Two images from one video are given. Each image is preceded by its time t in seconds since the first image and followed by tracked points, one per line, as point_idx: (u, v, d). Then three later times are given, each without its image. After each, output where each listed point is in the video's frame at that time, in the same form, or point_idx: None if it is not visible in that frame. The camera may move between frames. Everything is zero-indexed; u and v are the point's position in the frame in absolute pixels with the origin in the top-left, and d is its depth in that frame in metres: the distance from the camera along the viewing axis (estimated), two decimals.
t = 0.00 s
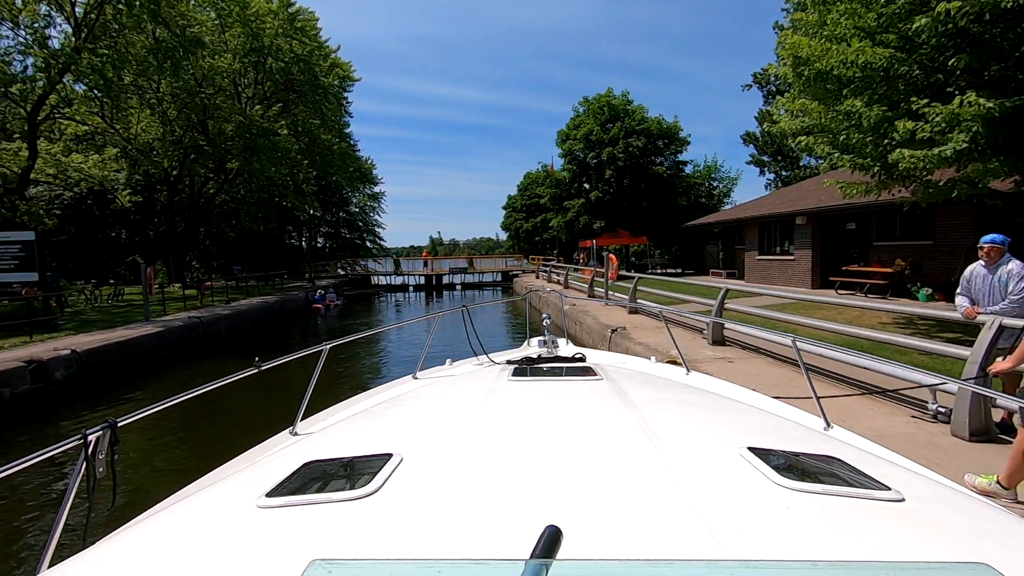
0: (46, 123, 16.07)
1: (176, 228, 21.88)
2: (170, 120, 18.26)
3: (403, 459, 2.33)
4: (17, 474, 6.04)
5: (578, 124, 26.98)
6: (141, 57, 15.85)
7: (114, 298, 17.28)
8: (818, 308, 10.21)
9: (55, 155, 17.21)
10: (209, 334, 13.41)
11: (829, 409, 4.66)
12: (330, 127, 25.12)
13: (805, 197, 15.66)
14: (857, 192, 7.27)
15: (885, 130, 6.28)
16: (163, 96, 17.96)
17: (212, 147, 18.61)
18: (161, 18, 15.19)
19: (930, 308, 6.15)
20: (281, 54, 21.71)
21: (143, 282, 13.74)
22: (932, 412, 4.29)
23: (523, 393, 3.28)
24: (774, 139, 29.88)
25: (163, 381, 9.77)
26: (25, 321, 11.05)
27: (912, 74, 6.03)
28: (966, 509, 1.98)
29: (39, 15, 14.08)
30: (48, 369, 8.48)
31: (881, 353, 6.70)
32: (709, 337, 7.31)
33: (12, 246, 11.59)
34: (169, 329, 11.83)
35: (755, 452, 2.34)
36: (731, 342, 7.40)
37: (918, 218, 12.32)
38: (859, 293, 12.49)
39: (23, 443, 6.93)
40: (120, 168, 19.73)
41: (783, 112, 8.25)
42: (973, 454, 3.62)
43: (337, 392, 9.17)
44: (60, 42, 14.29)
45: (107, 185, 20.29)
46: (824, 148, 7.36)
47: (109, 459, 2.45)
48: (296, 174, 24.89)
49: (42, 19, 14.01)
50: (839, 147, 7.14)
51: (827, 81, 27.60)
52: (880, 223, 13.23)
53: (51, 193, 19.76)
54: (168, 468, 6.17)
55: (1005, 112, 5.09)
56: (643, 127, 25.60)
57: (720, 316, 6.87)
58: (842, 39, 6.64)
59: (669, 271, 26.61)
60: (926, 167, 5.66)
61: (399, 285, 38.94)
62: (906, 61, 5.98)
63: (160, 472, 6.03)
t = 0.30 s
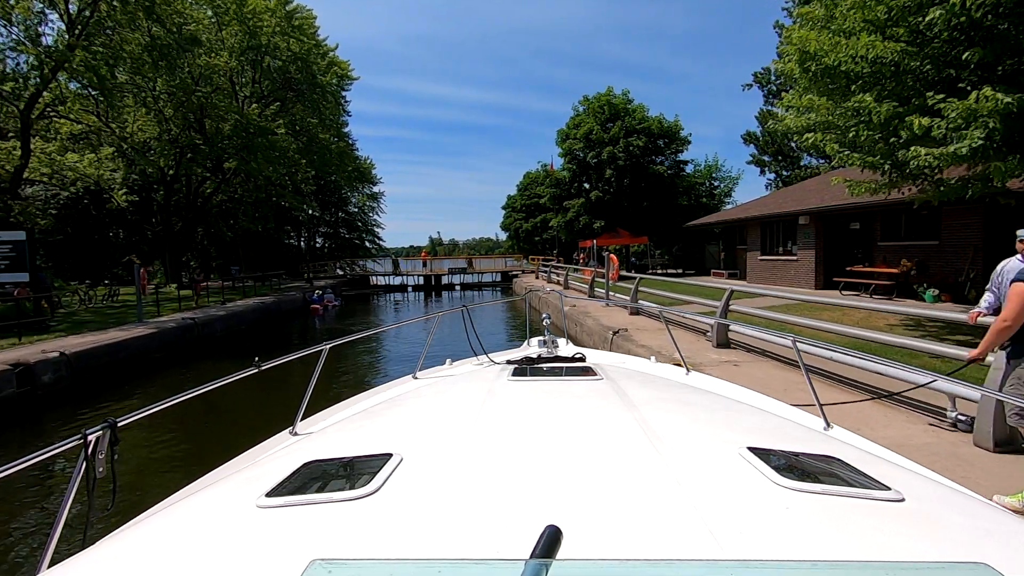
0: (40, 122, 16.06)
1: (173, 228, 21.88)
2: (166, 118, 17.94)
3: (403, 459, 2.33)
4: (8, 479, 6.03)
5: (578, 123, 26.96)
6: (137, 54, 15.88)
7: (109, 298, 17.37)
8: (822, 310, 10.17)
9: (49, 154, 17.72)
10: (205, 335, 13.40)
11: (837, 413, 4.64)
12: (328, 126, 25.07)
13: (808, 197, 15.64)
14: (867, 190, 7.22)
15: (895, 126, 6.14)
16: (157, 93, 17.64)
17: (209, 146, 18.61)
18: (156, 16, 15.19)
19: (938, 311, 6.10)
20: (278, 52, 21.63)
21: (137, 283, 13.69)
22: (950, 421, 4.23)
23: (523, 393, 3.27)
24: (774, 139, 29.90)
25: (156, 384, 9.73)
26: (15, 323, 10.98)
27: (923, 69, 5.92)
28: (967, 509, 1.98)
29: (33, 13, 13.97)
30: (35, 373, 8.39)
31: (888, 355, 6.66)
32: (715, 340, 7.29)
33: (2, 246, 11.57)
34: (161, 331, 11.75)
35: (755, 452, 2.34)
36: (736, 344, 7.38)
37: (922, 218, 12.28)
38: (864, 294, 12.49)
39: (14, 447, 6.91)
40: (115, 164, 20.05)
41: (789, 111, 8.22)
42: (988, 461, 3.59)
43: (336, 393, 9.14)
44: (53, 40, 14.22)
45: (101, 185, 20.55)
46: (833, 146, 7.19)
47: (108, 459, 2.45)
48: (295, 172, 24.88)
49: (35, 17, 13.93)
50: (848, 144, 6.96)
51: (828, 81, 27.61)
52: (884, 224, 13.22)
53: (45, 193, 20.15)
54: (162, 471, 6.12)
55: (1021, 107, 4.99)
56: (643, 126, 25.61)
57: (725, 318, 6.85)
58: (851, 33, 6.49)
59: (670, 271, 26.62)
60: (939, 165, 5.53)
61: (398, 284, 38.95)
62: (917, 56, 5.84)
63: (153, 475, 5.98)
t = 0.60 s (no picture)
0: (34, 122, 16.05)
1: (170, 228, 21.89)
2: (162, 117, 18.25)
3: (403, 459, 2.33)
4: None
5: (578, 122, 26.96)
6: (131, 52, 15.88)
7: (104, 298, 17.33)
8: (827, 311, 10.13)
9: (44, 152, 17.65)
10: (199, 336, 13.37)
11: (843, 416, 4.61)
12: (326, 125, 24.99)
13: (811, 197, 15.62)
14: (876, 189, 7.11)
15: (906, 122, 5.99)
16: (156, 91, 18.03)
17: (205, 145, 18.79)
18: (149, 11, 15.23)
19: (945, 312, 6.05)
20: (275, 49, 21.58)
21: (130, 283, 13.65)
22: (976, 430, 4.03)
23: (523, 393, 3.28)
24: (775, 138, 29.92)
25: (150, 387, 9.70)
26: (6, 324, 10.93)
27: (935, 64, 5.83)
28: (966, 509, 1.98)
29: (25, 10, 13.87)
30: (22, 376, 8.29)
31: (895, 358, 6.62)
32: (720, 343, 7.27)
33: None
34: (154, 332, 11.68)
35: (755, 452, 2.35)
36: (741, 347, 7.36)
37: (929, 217, 12.29)
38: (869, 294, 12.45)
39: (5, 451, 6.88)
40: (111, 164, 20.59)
41: (795, 111, 8.20)
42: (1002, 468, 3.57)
43: (336, 394, 9.12)
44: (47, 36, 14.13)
45: (97, 184, 20.79)
46: (841, 144, 7.05)
47: (109, 459, 2.46)
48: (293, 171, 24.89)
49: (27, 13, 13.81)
50: (855, 142, 6.79)
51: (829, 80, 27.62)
52: (890, 223, 13.27)
53: (40, 192, 20.06)
54: (158, 473, 6.09)
55: None
56: (643, 125, 25.63)
57: (729, 319, 6.84)
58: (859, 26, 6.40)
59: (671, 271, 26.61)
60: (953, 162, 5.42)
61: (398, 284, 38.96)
62: (929, 50, 5.76)
63: (148, 477, 5.95)
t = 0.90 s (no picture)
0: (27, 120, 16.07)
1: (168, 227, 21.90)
2: (158, 116, 18.50)
3: (404, 459, 2.33)
4: None
5: (578, 121, 26.98)
6: (125, 49, 15.79)
7: (98, 299, 17.32)
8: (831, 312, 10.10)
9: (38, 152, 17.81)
10: (194, 337, 13.34)
11: (848, 419, 4.61)
12: (325, 124, 24.82)
13: (813, 196, 15.61)
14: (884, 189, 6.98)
15: (918, 118, 5.83)
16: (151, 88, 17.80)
17: (202, 144, 18.80)
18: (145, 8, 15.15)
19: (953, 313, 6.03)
20: (272, 47, 21.53)
21: (123, 285, 13.64)
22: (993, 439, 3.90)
23: (523, 393, 3.28)
24: (776, 137, 29.95)
25: (143, 390, 9.66)
26: None
27: (946, 59, 5.76)
28: (967, 509, 1.98)
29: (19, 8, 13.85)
30: (10, 380, 8.16)
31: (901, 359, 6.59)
32: (725, 345, 7.26)
33: None
34: (148, 334, 11.64)
35: (755, 453, 2.35)
36: (745, 348, 7.35)
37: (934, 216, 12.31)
38: (873, 293, 12.41)
39: None
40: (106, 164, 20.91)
41: (799, 108, 8.15)
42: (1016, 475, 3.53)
43: (334, 395, 9.11)
44: (40, 34, 14.09)
45: (94, 183, 21.29)
46: (847, 141, 6.97)
47: (109, 459, 2.46)
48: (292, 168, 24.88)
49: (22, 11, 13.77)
50: (863, 139, 6.69)
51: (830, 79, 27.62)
52: (894, 221, 13.29)
53: (36, 191, 20.28)
54: (157, 473, 6.11)
55: None
56: (643, 123, 25.66)
57: (734, 320, 6.84)
58: (867, 20, 6.32)
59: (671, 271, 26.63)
60: (968, 159, 5.33)
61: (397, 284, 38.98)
62: (941, 44, 5.69)
63: (146, 478, 5.95)
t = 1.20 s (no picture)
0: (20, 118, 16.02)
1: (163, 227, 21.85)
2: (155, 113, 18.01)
3: (404, 459, 2.33)
4: None
5: (578, 120, 26.95)
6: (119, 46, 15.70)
7: (92, 299, 17.28)
8: (836, 313, 10.06)
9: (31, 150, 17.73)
10: (188, 338, 13.30)
11: (854, 419, 4.59)
12: (322, 123, 24.08)
13: (816, 195, 15.60)
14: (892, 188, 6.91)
15: (930, 114, 5.83)
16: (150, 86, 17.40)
17: (198, 143, 18.78)
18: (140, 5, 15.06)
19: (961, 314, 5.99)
20: (270, 45, 21.25)
21: (117, 284, 13.59)
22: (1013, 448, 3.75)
23: (524, 393, 3.28)
24: (777, 136, 29.98)
25: (136, 392, 9.61)
26: None
27: (958, 53, 5.75)
28: (967, 509, 1.98)
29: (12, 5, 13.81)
30: None
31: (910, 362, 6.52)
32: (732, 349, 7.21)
33: None
34: (142, 335, 11.59)
35: (755, 453, 2.35)
36: (750, 351, 7.30)
37: (940, 216, 12.32)
38: (879, 294, 12.38)
39: None
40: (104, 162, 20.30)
41: (805, 105, 8.13)
42: None
43: (332, 397, 9.08)
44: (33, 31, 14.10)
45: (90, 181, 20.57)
46: (856, 138, 6.93)
47: (110, 458, 2.47)
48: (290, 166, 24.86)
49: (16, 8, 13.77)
50: (874, 135, 6.65)
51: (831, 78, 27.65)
52: (900, 220, 13.31)
53: (31, 190, 20.38)
54: (160, 476, 6.07)
55: None
56: (644, 122, 25.64)
57: (739, 322, 6.81)
58: (876, 14, 6.29)
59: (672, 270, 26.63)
60: (985, 153, 5.30)
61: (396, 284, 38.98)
62: (953, 38, 5.66)
63: (143, 481, 5.89)
